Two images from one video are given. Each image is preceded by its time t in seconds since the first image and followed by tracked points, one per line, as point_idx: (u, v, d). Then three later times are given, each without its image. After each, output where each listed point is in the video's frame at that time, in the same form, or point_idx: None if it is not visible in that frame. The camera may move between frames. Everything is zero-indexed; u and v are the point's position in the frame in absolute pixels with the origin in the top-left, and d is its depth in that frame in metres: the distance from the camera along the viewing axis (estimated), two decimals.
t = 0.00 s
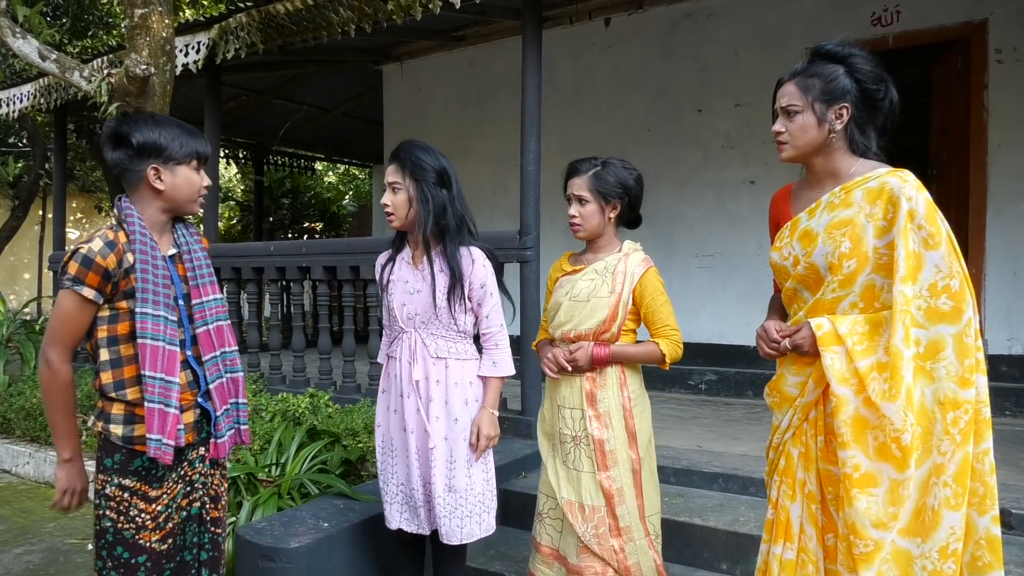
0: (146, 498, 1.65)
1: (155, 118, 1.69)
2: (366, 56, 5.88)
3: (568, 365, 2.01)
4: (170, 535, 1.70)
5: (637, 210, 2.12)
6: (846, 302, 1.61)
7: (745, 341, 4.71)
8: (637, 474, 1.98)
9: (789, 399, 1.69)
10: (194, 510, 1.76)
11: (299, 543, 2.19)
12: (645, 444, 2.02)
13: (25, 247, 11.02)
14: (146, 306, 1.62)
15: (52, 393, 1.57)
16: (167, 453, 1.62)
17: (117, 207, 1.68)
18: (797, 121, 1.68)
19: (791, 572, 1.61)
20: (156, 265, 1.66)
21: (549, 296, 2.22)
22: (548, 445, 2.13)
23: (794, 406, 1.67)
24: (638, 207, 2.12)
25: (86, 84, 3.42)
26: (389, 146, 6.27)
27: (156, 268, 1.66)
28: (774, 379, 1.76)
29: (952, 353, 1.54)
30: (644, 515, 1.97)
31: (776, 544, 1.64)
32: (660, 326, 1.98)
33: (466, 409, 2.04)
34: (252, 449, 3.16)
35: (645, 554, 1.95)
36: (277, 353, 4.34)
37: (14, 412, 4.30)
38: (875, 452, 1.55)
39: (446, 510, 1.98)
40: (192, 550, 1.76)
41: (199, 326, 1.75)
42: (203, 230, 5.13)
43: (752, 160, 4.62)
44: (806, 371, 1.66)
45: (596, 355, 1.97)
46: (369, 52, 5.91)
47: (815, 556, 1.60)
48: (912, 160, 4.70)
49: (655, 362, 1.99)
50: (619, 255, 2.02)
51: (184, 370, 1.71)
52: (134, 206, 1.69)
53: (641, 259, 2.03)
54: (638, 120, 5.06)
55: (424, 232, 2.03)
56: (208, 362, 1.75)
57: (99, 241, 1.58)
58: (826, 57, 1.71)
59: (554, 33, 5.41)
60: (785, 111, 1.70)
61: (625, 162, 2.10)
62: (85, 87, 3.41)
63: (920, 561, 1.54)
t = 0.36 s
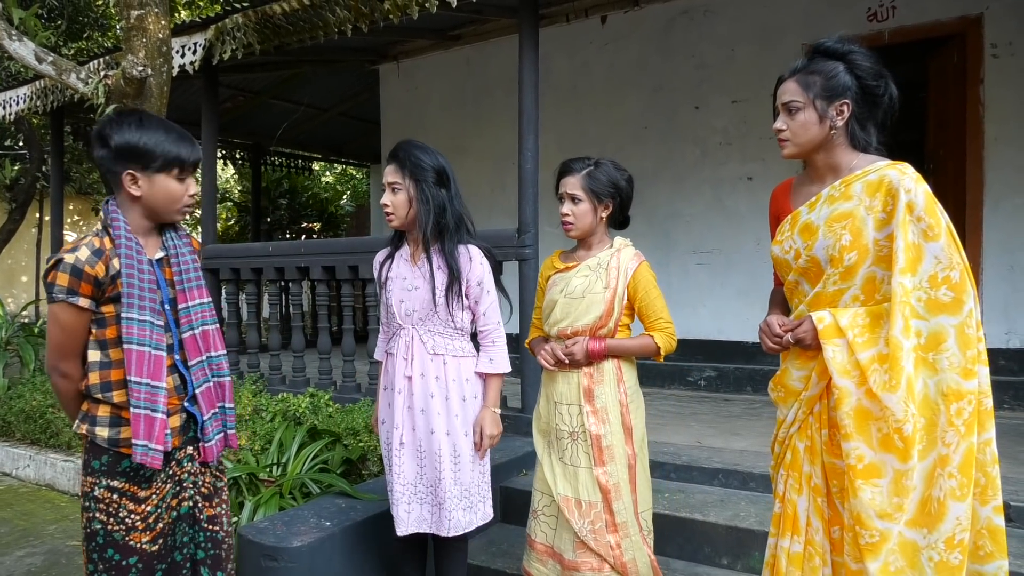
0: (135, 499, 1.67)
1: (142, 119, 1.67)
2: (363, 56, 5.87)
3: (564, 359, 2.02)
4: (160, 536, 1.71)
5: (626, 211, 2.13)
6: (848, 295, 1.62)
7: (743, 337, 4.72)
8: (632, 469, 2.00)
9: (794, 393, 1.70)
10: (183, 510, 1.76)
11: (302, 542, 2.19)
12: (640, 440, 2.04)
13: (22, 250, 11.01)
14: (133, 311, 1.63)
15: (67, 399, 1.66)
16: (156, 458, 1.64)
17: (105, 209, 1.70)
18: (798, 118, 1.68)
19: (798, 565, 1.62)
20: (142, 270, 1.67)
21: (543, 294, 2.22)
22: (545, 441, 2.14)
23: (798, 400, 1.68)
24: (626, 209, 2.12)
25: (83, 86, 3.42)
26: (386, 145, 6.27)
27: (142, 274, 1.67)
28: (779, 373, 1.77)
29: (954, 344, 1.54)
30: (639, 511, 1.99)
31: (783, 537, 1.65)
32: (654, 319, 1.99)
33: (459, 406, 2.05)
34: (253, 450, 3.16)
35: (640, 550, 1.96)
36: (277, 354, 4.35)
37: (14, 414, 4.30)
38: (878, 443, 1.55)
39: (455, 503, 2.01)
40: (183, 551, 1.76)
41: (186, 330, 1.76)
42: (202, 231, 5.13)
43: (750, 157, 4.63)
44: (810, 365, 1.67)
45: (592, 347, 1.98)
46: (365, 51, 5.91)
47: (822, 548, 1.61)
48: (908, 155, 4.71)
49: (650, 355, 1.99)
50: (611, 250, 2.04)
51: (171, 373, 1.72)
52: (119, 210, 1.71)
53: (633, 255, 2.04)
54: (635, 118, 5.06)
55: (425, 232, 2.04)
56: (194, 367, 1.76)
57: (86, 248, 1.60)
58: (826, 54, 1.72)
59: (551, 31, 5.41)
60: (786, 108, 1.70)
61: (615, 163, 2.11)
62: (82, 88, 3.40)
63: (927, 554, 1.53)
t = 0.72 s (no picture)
0: (134, 493, 1.68)
1: (161, 125, 1.69)
2: (361, 55, 5.87)
3: (569, 355, 2.04)
4: (156, 531, 1.72)
5: (629, 204, 2.14)
6: (848, 296, 1.62)
7: (744, 334, 4.73)
8: (639, 466, 2.00)
9: (791, 391, 1.69)
10: (181, 508, 1.77)
11: (304, 542, 2.20)
12: (646, 438, 2.05)
13: (23, 251, 11.02)
14: (140, 305, 1.66)
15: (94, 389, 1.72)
16: (149, 451, 1.65)
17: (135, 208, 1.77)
18: (800, 119, 1.68)
19: (799, 561, 1.62)
20: (156, 267, 1.70)
21: (548, 292, 2.23)
22: (549, 440, 2.14)
23: (795, 398, 1.67)
24: (630, 201, 2.13)
25: (82, 87, 3.41)
26: (386, 144, 6.27)
27: (155, 270, 1.70)
28: (776, 371, 1.76)
29: (956, 344, 1.54)
30: (645, 508, 1.99)
31: (781, 535, 1.65)
32: (656, 315, 2.02)
33: (451, 404, 2.05)
34: (255, 449, 3.16)
35: (647, 548, 1.96)
36: (277, 353, 4.35)
37: (16, 415, 4.31)
38: (882, 441, 1.56)
39: (430, 498, 2.02)
40: (177, 548, 1.77)
41: (197, 330, 1.76)
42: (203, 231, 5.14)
43: (749, 154, 4.63)
44: (810, 364, 1.67)
45: (596, 344, 1.99)
46: (364, 51, 5.91)
47: (823, 544, 1.62)
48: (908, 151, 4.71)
49: (653, 350, 2.03)
50: (615, 246, 2.03)
51: (176, 371, 1.73)
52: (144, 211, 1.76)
53: (638, 250, 2.04)
54: (634, 115, 5.07)
55: (421, 231, 2.05)
56: (202, 367, 1.76)
57: (106, 242, 1.65)
58: (824, 54, 1.73)
59: (550, 30, 5.41)
60: (787, 108, 1.70)
61: (614, 158, 2.11)
62: (82, 90, 3.40)
63: (930, 550, 1.54)
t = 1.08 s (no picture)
0: (149, 478, 1.71)
1: (218, 132, 1.73)
2: (362, 52, 5.86)
3: (575, 350, 2.03)
4: (168, 520, 1.74)
5: (638, 195, 2.12)
6: (823, 288, 1.60)
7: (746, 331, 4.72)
8: (649, 465, 1.97)
9: (767, 384, 1.67)
10: (196, 497, 1.78)
11: (305, 538, 2.20)
12: (657, 436, 2.02)
13: (26, 250, 11.05)
14: (165, 297, 1.69)
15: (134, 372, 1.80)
16: (155, 439, 1.69)
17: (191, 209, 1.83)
18: (786, 117, 1.65)
19: (776, 554, 1.60)
20: (188, 264, 1.73)
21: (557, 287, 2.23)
22: (558, 437, 2.14)
23: (771, 391, 1.65)
24: (639, 192, 2.11)
25: (83, 85, 3.41)
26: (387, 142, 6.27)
27: (188, 267, 1.73)
28: (750, 364, 1.73)
29: (923, 336, 1.54)
30: (656, 507, 1.97)
31: (759, 528, 1.62)
32: (667, 312, 1.98)
33: (449, 398, 2.06)
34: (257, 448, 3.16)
35: (658, 546, 1.94)
36: (280, 351, 4.36)
37: (19, 413, 4.32)
38: (856, 429, 1.55)
39: (435, 492, 2.03)
40: (192, 536, 1.78)
41: (220, 330, 1.77)
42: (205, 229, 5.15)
43: (751, 150, 4.62)
44: (783, 356, 1.64)
45: (602, 340, 1.97)
46: (365, 48, 5.90)
47: (800, 536, 1.60)
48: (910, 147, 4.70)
49: (664, 348, 1.99)
50: (626, 240, 2.02)
51: (195, 366, 1.75)
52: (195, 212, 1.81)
53: (648, 244, 2.02)
54: (636, 111, 5.06)
55: (420, 230, 2.04)
56: (221, 365, 1.77)
57: (151, 235, 1.73)
58: (800, 53, 1.71)
59: (551, 26, 5.40)
60: (772, 107, 1.66)
61: (621, 147, 2.09)
62: (82, 88, 3.39)
63: (898, 533, 1.55)
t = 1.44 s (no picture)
0: (157, 476, 1.73)
1: (225, 127, 1.73)
2: (362, 49, 5.85)
3: (582, 351, 2.01)
4: (176, 516, 1.75)
5: (647, 191, 2.11)
6: (811, 285, 1.59)
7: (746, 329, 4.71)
8: (657, 466, 1.96)
9: (756, 382, 1.65)
10: (208, 493, 1.79)
11: (303, 537, 2.19)
12: (667, 436, 2.00)
13: (27, 248, 11.05)
14: (176, 296, 1.69)
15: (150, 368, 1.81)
16: (170, 437, 1.68)
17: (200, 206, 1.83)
18: (774, 117, 1.64)
19: (761, 551, 1.59)
20: (197, 261, 1.72)
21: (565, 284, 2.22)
22: (566, 437, 2.14)
23: (760, 389, 1.63)
24: (648, 188, 2.10)
25: (82, 82, 3.40)
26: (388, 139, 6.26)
27: (198, 265, 1.72)
28: (735, 364, 1.71)
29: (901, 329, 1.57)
30: (666, 508, 1.95)
31: (746, 525, 1.61)
32: (677, 309, 1.96)
33: (445, 394, 2.05)
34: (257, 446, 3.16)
35: (666, 548, 1.93)
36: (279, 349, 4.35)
37: (19, 411, 4.32)
38: (844, 423, 1.55)
39: (434, 489, 2.02)
40: (205, 532, 1.79)
41: (233, 327, 1.77)
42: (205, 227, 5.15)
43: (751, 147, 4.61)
44: (773, 354, 1.62)
45: (609, 341, 1.96)
46: (365, 46, 5.89)
47: (782, 532, 1.58)
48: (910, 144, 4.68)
49: (675, 345, 1.97)
50: (632, 237, 2.01)
51: (205, 364, 1.75)
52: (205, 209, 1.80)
53: (655, 240, 2.01)
54: (636, 109, 5.04)
55: (416, 229, 2.04)
56: (234, 363, 1.76)
57: (161, 234, 1.73)
58: (782, 56, 1.69)
59: (551, 24, 5.38)
60: (759, 107, 1.64)
61: (629, 142, 2.08)
62: (81, 85, 3.38)
63: (891, 524, 1.54)
